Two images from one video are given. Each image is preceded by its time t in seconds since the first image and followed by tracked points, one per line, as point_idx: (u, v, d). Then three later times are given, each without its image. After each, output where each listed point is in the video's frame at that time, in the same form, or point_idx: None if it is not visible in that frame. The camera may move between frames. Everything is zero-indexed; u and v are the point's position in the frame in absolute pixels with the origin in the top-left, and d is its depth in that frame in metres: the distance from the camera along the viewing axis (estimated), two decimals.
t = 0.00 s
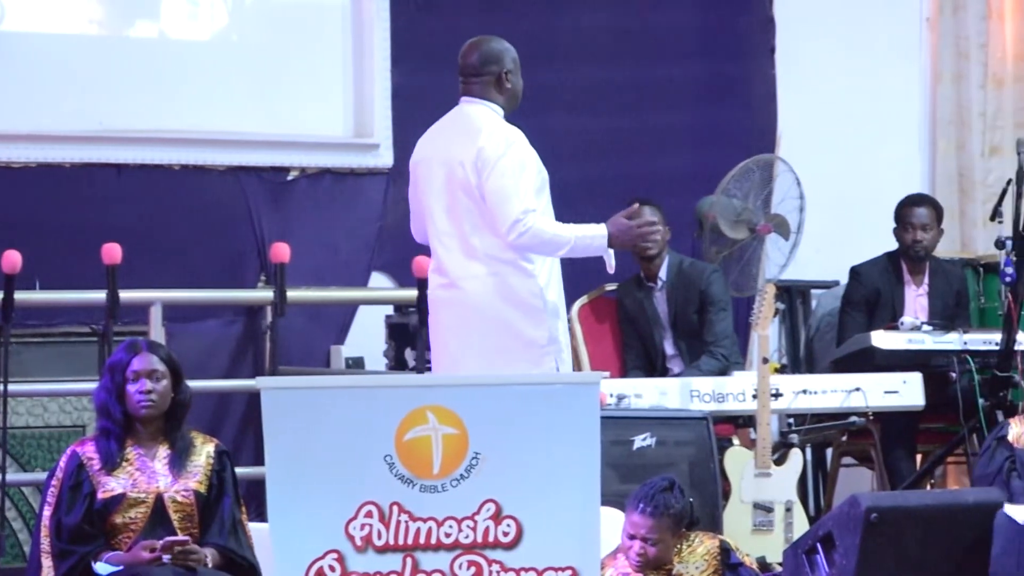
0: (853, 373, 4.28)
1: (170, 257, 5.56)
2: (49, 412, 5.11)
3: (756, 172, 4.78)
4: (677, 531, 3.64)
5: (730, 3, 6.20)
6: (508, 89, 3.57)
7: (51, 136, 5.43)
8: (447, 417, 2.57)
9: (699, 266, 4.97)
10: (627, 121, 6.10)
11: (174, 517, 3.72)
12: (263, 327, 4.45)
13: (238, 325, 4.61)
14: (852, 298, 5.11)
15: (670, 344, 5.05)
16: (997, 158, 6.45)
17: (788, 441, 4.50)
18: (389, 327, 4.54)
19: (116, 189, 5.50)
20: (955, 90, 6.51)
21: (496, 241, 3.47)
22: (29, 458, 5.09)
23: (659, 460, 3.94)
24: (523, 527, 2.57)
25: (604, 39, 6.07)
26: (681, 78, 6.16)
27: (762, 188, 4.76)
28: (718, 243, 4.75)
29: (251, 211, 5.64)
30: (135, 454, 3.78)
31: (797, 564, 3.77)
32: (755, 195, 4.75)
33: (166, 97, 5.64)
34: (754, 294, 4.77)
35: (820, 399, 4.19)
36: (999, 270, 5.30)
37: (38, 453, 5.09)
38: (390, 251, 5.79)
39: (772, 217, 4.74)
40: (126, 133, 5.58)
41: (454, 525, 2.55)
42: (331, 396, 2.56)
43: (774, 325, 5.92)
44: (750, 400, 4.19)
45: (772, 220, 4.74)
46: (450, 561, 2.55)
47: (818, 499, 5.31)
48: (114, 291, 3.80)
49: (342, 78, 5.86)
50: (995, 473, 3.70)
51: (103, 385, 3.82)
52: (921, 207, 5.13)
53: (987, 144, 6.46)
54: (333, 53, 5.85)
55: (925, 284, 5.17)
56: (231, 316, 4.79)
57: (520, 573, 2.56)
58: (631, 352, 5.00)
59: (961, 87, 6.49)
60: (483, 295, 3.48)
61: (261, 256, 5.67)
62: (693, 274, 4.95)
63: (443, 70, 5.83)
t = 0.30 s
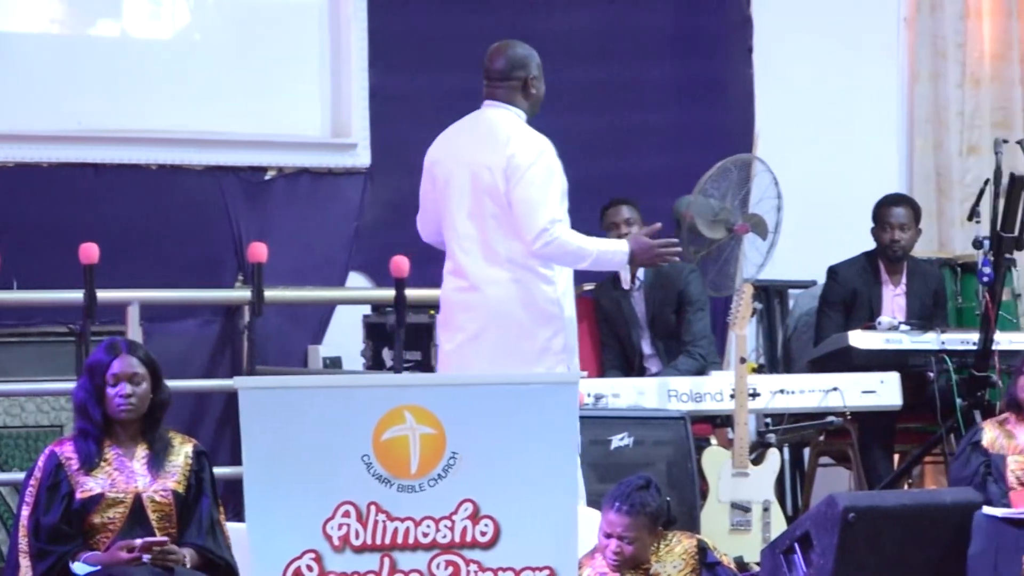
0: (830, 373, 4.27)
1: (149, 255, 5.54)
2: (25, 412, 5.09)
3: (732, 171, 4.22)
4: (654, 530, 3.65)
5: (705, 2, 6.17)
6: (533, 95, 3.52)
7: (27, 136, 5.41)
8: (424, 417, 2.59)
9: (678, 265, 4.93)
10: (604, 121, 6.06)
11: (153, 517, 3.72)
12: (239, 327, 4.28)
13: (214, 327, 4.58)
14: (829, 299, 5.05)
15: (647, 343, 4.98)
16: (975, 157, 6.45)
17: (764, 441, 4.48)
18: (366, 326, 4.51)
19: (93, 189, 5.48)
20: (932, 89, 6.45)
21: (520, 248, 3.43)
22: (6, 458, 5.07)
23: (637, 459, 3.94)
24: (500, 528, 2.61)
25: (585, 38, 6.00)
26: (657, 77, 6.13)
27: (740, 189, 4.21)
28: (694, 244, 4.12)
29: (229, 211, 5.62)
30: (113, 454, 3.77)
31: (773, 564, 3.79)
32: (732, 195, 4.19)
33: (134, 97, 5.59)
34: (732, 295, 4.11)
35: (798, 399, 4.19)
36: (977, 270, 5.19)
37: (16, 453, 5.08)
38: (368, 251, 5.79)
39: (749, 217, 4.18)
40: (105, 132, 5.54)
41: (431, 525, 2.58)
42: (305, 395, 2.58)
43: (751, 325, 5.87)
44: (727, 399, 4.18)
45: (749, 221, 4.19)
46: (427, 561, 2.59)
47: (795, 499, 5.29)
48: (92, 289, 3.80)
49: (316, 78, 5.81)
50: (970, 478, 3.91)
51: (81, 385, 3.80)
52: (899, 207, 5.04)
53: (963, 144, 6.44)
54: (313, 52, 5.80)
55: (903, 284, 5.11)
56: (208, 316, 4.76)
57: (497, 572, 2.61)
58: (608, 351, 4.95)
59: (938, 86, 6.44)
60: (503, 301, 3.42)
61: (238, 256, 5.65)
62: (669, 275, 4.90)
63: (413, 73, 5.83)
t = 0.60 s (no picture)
0: (807, 372, 4.28)
1: (129, 256, 5.54)
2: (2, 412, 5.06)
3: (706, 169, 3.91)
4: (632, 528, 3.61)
5: (682, 2, 6.15)
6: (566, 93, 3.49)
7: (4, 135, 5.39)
8: (400, 417, 2.66)
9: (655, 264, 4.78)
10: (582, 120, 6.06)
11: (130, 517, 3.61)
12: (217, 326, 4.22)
13: (193, 325, 4.42)
14: (805, 298, 5.01)
15: (624, 343, 4.82)
16: (952, 157, 6.45)
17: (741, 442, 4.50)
18: (343, 326, 4.54)
19: (71, 190, 5.47)
20: (909, 89, 6.44)
21: (556, 248, 3.42)
22: None
23: (615, 459, 3.93)
24: (477, 528, 2.67)
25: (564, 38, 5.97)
26: (636, 78, 6.10)
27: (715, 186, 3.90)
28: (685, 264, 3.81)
29: (206, 212, 5.61)
30: (91, 455, 3.65)
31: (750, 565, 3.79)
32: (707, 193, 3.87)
33: (107, 98, 5.56)
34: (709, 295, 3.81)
35: (775, 399, 4.22)
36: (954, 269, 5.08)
37: None
38: (346, 251, 5.78)
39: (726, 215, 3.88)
40: (82, 133, 5.50)
41: (408, 525, 2.64)
42: (281, 397, 2.65)
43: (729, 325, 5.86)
44: (705, 399, 4.22)
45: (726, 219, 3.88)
46: (405, 561, 2.64)
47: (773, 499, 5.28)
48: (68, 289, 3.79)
49: (290, 78, 5.79)
50: (943, 480, 3.92)
51: (61, 385, 3.65)
52: (876, 207, 5.02)
53: (941, 144, 6.44)
54: (288, 52, 5.78)
55: (880, 283, 5.05)
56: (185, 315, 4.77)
57: (474, 572, 2.66)
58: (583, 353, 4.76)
59: (915, 87, 6.43)
60: (533, 299, 3.41)
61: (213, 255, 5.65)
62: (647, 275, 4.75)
63: (405, 73, 5.84)
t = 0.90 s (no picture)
0: (788, 372, 4.29)
1: (111, 256, 5.48)
2: None
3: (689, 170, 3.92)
4: (616, 526, 3.46)
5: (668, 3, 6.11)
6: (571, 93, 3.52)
7: None
8: (380, 416, 2.66)
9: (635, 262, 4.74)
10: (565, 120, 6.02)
11: (111, 517, 3.53)
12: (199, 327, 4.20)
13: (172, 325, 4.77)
14: (785, 299, 5.00)
15: (604, 343, 4.81)
16: (932, 158, 6.37)
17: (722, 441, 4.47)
18: (323, 326, 4.56)
19: (52, 190, 5.43)
20: (889, 89, 6.42)
21: (561, 243, 3.44)
22: None
23: (596, 459, 3.92)
24: (457, 527, 2.66)
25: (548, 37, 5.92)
26: (617, 77, 6.06)
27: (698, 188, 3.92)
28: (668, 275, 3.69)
29: (187, 213, 5.57)
30: (72, 456, 3.55)
31: (730, 564, 3.76)
32: (690, 195, 3.86)
33: (85, 97, 5.55)
34: (688, 296, 3.70)
35: (756, 398, 4.22)
36: (935, 269, 5.14)
37: None
38: (325, 251, 5.76)
39: (707, 217, 3.89)
40: (61, 133, 5.46)
41: (388, 525, 2.63)
42: (263, 396, 2.65)
43: (711, 323, 5.86)
44: (685, 399, 4.21)
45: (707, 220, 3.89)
46: (384, 561, 2.63)
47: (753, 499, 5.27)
48: (49, 288, 3.78)
49: (269, 79, 5.78)
50: (925, 480, 3.89)
51: (43, 386, 3.55)
52: (856, 207, 5.04)
53: (921, 144, 6.38)
54: (269, 54, 5.77)
55: (861, 284, 5.06)
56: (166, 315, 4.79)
57: (455, 572, 2.66)
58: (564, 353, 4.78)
59: (896, 87, 6.41)
60: (536, 293, 3.41)
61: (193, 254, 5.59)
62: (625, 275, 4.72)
63: (387, 75, 5.84)
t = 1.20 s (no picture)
0: (772, 372, 4.28)
1: (96, 256, 5.45)
2: None
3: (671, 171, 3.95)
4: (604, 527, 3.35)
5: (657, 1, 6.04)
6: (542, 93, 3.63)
7: None
8: (364, 416, 2.69)
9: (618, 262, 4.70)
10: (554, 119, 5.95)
11: (94, 517, 3.51)
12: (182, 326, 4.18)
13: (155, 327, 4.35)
14: (769, 298, 5.00)
15: (587, 343, 4.78)
16: (915, 157, 6.40)
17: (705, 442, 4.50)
18: (305, 326, 4.56)
19: (36, 190, 5.38)
20: (872, 90, 6.40)
21: (541, 237, 3.53)
22: None
23: (578, 459, 3.93)
24: (439, 528, 2.70)
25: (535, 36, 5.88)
26: (600, 77, 5.99)
27: (680, 188, 3.93)
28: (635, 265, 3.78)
29: (171, 213, 5.52)
30: (55, 456, 3.54)
31: (714, 565, 3.74)
32: (672, 194, 3.92)
33: (63, 98, 5.42)
34: (672, 294, 3.78)
35: (739, 398, 4.21)
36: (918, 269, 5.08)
37: None
38: (307, 252, 5.67)
39: (691, 216, 3.88)
40: (43, 133, 5.38)
41: (371, 525, 2.67)
42: (244, 397, 2.68)
43: (693, 322, 5.85)
44: (668, 399, 4.21)
45: (691, 220, 3.88)
46: (367, 561, 2.67)
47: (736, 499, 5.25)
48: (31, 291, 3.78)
49: (251, 76, 5.65)
50: (907, 480, 3.89)
51: (26, 386, 3.53)
52: (838, 207, 5.05)
53: (904, 143, 6.40)
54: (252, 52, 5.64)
55: (844, 283, 5.06)
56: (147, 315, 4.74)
57: (438, 572, 2.69)
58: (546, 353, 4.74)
59: (879, 87, 6.39)
60: (519, 287, 3.51)
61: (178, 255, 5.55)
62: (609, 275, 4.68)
63: (371, 73, 5.74)
